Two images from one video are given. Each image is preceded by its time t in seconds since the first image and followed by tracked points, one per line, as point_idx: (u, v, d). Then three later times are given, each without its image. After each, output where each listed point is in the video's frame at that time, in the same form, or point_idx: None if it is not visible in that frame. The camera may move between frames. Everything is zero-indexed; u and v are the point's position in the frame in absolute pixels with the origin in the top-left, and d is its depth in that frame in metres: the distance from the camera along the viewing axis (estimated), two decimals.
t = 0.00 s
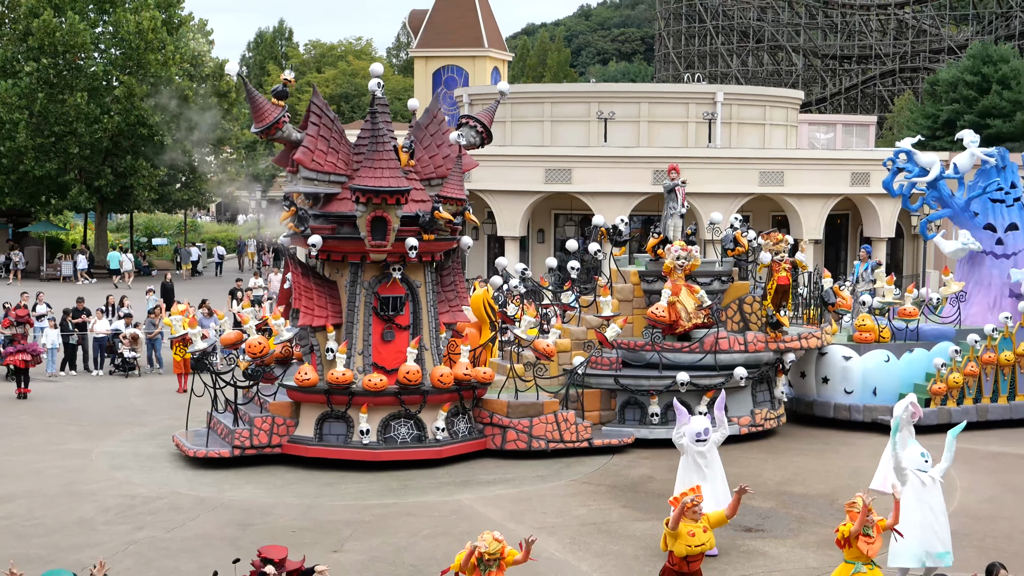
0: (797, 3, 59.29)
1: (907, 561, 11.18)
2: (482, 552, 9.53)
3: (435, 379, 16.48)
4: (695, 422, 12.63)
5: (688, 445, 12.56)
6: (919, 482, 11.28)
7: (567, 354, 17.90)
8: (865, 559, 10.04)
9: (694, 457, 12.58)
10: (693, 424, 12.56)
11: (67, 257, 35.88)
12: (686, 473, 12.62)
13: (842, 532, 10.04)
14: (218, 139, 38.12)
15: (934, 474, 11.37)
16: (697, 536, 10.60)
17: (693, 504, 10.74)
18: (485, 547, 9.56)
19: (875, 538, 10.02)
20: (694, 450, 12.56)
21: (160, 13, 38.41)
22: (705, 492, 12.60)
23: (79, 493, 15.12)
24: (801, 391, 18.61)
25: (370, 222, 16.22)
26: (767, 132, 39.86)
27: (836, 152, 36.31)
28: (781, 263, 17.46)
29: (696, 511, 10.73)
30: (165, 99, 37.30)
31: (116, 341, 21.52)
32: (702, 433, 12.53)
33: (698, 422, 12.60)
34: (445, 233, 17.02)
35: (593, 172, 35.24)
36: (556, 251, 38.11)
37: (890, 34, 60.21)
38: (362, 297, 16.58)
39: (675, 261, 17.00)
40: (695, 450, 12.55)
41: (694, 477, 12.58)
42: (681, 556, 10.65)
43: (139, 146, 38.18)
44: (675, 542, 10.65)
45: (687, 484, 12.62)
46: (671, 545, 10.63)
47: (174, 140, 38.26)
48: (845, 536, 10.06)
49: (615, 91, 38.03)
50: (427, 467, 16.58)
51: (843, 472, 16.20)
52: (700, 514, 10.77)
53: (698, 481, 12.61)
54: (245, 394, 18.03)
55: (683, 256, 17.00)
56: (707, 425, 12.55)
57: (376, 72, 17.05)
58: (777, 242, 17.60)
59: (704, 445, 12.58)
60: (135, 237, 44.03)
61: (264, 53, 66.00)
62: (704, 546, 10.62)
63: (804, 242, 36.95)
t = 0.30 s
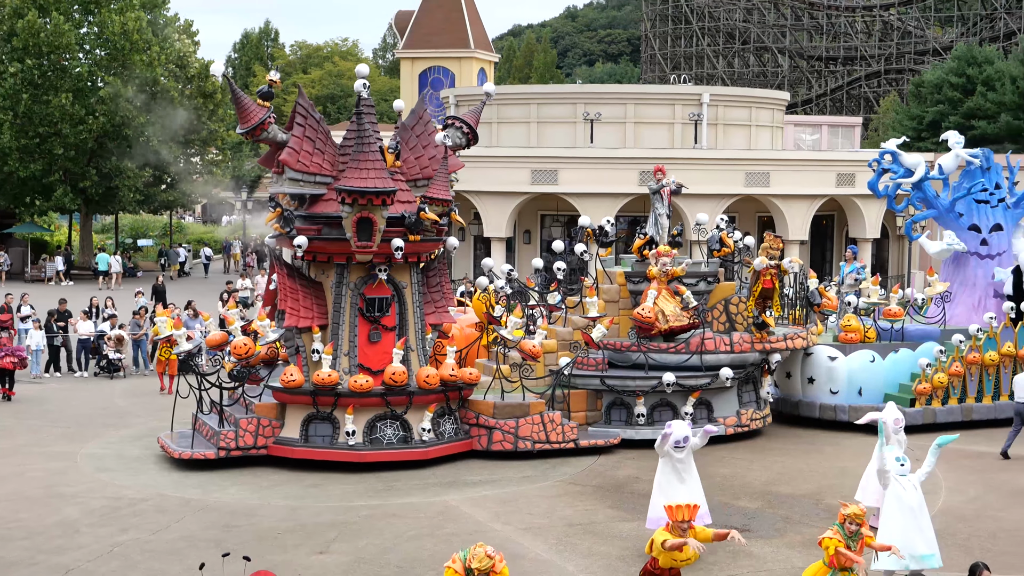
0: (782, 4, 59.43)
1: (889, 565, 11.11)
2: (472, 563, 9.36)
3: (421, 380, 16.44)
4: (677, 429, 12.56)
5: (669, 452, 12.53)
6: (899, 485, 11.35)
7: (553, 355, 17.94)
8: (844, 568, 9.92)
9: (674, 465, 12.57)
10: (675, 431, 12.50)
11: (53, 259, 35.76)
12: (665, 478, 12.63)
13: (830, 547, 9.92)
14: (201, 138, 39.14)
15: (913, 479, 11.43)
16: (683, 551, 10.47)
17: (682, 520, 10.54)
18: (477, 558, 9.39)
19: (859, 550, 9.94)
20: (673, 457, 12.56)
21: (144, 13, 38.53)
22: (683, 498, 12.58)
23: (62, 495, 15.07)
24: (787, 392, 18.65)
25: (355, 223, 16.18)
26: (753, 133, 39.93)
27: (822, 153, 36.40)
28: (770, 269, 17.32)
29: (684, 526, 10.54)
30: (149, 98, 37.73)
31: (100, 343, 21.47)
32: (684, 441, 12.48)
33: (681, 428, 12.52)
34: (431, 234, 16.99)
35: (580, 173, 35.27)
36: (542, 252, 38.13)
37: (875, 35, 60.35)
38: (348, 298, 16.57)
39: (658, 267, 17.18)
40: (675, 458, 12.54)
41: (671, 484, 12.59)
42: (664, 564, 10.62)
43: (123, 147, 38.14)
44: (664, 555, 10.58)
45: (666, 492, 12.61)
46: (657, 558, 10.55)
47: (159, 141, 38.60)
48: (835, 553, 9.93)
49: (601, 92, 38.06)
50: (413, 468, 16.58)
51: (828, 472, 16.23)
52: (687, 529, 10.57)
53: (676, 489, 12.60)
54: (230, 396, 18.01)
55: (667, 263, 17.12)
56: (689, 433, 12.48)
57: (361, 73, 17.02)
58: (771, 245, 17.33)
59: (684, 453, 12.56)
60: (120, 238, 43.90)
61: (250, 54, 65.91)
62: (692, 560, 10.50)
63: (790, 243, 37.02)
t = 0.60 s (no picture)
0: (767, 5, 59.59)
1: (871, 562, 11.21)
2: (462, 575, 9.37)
3: (407, 381, 16.42)
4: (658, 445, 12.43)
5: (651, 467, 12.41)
6: (883, 485, 11.35)
7: (538, 356, 17.94)
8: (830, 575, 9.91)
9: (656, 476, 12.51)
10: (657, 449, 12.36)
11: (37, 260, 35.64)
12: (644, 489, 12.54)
13: (811, 555, 9.95)
14: (184, 139, 38.92)
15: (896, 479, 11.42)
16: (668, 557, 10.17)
17: (668, 524, 10.20)
18: (467, 570, 9.38)
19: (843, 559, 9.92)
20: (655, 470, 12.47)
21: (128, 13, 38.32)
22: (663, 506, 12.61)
23: (47, 497, 15.01)
24: (772, 392, 18.68)
25: (341, 224, 16.16)
26: (738, 134, 40.00)
27: (807, 154, 36.46)
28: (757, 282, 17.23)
29: (669, 530, 10.21)
30: (133, 100, 37.30)
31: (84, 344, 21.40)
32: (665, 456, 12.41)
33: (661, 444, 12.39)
34: (416, 235, 16.95)
35: (565, 174, 35.29)
36: (528, 253, 38.13)
37: (859, 36, 60.50)
38: (333, 299, 16.53)
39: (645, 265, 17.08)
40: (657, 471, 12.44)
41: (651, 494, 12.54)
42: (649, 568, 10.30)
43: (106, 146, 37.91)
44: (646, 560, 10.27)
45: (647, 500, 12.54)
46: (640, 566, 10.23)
47: (143, 141, 38.27)
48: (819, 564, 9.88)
49: (587, 93, 38.08)
50: (399, 469, 16.55)
51: (813, 473, 16.26)
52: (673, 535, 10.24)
53: (654, 497, 12.59)
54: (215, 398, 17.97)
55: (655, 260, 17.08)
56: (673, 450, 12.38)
57: (346, 74, 16.98)
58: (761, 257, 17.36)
59: (667, 465, 12.52)
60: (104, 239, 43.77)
61: (235, 54, 65.81)
62: (673, 568, 10.23)
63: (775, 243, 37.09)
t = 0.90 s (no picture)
0: (753, 7, 59.80)
1: (854, 561, 11.21)
2: None
3: (393, 382, 16.42)
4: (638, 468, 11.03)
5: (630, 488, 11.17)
6: (870, 484, 11.36)
7: (525, 357, 17.96)
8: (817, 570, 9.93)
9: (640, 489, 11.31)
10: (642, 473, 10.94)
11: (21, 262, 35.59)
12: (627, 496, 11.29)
13: (794, 551, 9.96)
14: (170, 139, 39.80)
15: (883, 478, 11.45)
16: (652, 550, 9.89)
17: (653, 515, 9.88)
18: (455, 570, 9.30)
19: (827, 551, 9.94)
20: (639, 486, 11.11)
21: (113, 14, 38.79)
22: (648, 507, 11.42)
23: (32, 499, 14.95)
24: (758, 392, 18.71)
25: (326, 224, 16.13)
26: (724, 134, 40.12)
27: (793, 155, 36.56)
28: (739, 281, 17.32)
29: (654, 521, 9.91)
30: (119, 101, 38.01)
31: (69, 346, 21.31)
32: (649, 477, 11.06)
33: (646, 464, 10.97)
34: (403, 236, 16.92)
35: (551, 175, 35.34)
36: (514, 254, 38.17)
37: (845, 37, 60.71)
38: (319, 300, 16.50)
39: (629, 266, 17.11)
40: (643, 487, 11.16)
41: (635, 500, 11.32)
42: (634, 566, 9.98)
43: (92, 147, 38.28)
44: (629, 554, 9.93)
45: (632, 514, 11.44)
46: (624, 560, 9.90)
47: (128, 142, 38.64)
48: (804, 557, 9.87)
49: (573, 95, 38.13)
50: (385, 470, 16.53)
51: (800, 473, 16.29)
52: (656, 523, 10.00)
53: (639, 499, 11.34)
54: (201, 399, 17.94)
55: (638, 261, 17.11)
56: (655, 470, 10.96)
57: (332, 75, 16.93)
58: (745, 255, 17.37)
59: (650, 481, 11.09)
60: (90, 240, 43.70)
61: (221, 55, 65.87)
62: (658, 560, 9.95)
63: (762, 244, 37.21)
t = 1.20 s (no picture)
0: (737, 7, 59.93)
1: (840, 559, 11.21)
2: (429, 562, 9.19)
3: (378, 382, 16.40)
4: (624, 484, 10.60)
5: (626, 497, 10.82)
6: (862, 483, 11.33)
7: (510, 357, 17.98)
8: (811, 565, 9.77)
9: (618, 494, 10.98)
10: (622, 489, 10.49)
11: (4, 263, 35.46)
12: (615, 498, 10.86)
13: (790, 547, 9.77)
14: (154, 139, 39.67)
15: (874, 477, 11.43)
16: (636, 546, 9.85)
17: (635, 512, 9.87)
18: (434, 556, 9.23)
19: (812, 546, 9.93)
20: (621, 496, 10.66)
21: (96, 13, 38.62)
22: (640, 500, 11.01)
23: (15, 501, 14.89)
24: (743, 392, 18.74)
25: (312, 224, 16.11)
26: (709, 134, 40.21)
27: (778, 155, 36.65)
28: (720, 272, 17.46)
29: (637, 518, 9.89)
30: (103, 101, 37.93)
31: (52, 347, 21.23)
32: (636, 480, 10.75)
33: (620, 476, 10.55)
34: (388, 236, 16.90)
35: (536, 175, 35.35)
36: (499, 254, 38.16)
37: (828, 37, 60.87)
38: (304, 300, 16.48)
39: (614, 266, 17.28)
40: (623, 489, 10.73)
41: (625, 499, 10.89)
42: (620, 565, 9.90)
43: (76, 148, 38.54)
44: (612, 550, 9.87)
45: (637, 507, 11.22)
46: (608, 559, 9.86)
47: (112, 143, 38.61)
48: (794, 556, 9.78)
49: (557, 95, 38.16)
50: (370, 471, 16.51)
51: (785, 472, 16.31)
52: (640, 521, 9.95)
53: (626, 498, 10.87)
54: (185, 401, 17.91)
55: (625, 261, 17.31)
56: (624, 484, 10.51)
57: (317, 75, 16.94)
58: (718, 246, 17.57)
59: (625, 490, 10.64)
60: (74, 240, 43.55)
61: (205, 55, 65.79)
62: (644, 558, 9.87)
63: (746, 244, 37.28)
